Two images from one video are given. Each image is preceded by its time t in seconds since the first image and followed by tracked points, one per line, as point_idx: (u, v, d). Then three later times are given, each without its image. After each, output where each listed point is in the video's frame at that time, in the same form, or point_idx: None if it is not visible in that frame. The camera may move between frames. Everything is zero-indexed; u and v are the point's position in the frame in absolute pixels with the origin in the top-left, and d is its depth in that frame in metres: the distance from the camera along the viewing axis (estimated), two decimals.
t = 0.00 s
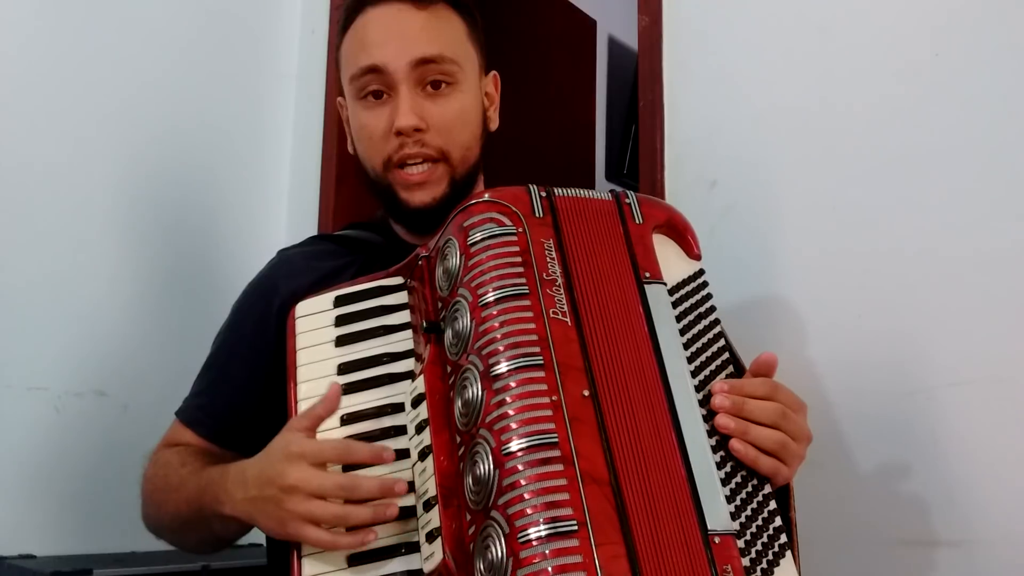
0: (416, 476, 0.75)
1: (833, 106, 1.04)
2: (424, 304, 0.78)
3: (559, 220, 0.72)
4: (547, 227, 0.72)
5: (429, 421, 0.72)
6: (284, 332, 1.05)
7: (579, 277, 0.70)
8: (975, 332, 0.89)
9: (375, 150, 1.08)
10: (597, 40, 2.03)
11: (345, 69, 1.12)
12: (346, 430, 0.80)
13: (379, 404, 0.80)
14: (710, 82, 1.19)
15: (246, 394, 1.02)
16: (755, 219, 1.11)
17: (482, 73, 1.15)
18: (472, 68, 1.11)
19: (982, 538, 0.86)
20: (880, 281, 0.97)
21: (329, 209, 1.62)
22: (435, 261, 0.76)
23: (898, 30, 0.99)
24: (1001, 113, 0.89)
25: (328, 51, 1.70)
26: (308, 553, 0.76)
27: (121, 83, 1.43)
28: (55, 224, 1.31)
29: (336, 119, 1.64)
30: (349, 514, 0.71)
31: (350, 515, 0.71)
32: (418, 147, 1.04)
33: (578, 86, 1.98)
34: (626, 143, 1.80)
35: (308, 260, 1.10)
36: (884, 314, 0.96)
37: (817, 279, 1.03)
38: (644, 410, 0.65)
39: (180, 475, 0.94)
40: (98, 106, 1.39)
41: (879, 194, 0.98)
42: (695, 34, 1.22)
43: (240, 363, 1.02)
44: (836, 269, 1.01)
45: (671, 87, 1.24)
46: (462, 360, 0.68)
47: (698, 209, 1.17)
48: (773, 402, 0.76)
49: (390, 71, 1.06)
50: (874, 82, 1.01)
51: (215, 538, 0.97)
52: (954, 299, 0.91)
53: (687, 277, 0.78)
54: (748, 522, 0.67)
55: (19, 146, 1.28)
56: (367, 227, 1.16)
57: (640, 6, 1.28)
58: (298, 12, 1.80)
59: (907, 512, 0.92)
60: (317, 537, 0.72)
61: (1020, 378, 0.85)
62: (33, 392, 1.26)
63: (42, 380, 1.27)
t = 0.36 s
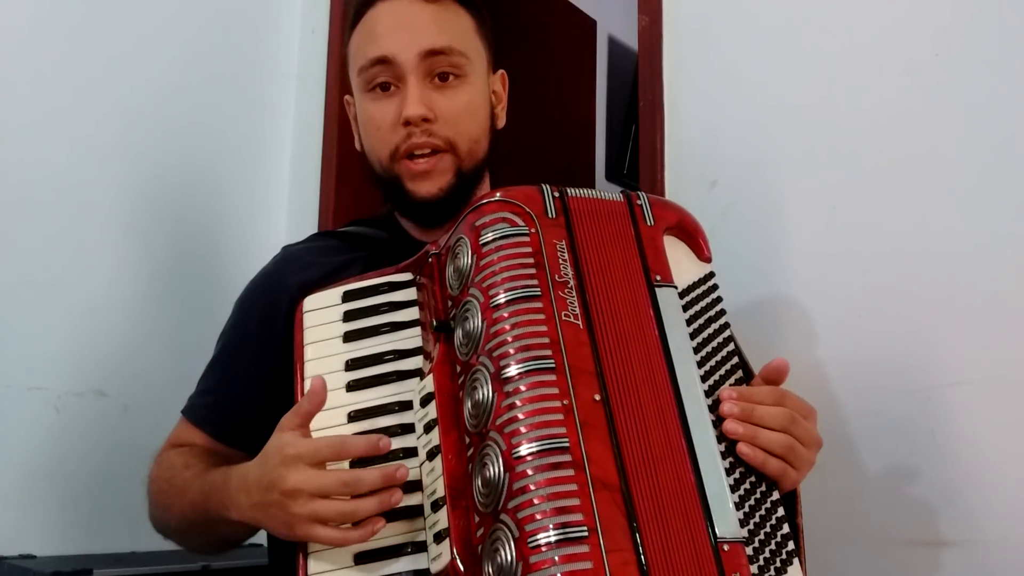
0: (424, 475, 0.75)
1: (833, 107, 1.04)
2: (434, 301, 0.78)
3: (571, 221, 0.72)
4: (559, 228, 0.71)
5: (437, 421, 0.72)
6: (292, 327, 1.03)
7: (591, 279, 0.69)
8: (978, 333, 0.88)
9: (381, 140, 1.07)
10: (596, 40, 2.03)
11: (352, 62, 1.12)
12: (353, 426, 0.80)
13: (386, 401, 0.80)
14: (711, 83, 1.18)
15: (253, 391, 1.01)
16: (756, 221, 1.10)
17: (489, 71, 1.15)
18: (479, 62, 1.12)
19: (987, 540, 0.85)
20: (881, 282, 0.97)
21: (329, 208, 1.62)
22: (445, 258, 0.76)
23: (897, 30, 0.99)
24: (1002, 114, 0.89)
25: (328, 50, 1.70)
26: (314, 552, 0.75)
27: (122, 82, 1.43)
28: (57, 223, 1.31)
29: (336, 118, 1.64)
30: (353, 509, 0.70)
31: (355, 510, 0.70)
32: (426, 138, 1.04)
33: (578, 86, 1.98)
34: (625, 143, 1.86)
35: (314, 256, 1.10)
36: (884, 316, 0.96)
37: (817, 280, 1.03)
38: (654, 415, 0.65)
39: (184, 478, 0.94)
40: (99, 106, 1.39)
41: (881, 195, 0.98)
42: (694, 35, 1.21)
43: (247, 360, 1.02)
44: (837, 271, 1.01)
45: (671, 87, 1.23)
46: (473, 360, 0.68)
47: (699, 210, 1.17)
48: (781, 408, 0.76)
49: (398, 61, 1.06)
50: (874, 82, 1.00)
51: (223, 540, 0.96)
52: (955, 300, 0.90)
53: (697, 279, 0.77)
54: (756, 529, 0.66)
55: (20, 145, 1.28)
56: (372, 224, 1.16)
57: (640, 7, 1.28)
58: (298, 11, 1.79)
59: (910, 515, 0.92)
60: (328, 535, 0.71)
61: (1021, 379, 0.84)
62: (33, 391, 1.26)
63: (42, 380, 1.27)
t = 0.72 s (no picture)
0: (422, 482, 0.75)
1: (833, 109, 1.04)
2: (432, 307, 0.78)
3: (571, 227, 0.72)
4: (559, 234, 0.71)
5: (436, 429, 0.72)
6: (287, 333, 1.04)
7: (591, 286, 0.69)
8: (980, 335, 0.88)
9: (385, 134, 1.07)
10: (596, 40, 2.03)
11: (358, 58, 1.13)
12: (350, 432, 0.79)
13: (383, 407, 0.80)
14: (710, 84, 1.18)
15: (250, 391, 1.02)
16: (756, 222, 1.10)
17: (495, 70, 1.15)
18: (486, 60, 1.12)
19: (989, 542, 0.85)
20: (882, 284, 0.96)
21: (329, 207, 1.62)
22: (444, 263, 0.76)
23: (897, 31, 0.98)
24: (1002, 114, 0.89)
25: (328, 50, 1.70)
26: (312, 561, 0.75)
27: (122, 83, 1.43)
28: (58, 223, 1.31)
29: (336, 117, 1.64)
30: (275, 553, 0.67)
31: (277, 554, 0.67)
32: (430, 131, 1.03)
33: (578, 85, 1.98)
34: (626, 144, 1.92)
35: (313, 257, 1.10)
36: (885, 319, 0.96)
37: (818, 283, 1.02)
38: (654, 424, 0.64)
39: (178, 482, 0.92)
40: (100, 107, 1.39)
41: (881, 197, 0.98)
42: (694, 36, 1.21)
43: (245, 360, 1.02)
44: (837, 273, 1.01)
45: (671, 88, 1.23)
46: (472, 368, 0.67)
47: (699, 211, 1.17)
48: (780, 415, 0.75)
49: (404, 55, 1.06)
50: (874, 84, 1.00)
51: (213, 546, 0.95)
52: (955, 302, 0.90)
53: (697, 283, 0.77)
54: (756, 538, 0.66)
55: (20, 145, 1.28)
56: (373, 223, 1.16)
57: (640, 7, 1.27)
58: (298, 10, 1.79)
59: (911, 520, 0.91)
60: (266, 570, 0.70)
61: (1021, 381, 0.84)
62: (33, 392, 1.25)
63: (42, 380, 1.27)
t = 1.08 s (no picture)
0: (422, 482, 0.75)
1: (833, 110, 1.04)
2: (433, 308, 0.78)
3: (571, 227, 0.72)
4: (558, 234, 0.71)
5: (436, 429, 0.72)
6: (286, 337, 1.04)
7: (590, 286, 0.69)
8: (981, 334, 0.88)
9: (381, 142, 1.07)
10: (596, 41, 2.03)
11: (355, 61, 1.12)
12: (351, 432, 0.80)
13: (384, 407, 0.80)
14: (710, 84, 1.18)
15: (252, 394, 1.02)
16: (755, 223, 1.10)
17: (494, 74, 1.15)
18: (484, 66, 1.11)
19: (992, 540, 0.85)
20: (881, 285, 0.96)
21: (330, 207, 1.62)
22: (444, 264, 0.76)
23: (896, 32, 0.98)
24: (1001, 115, 0.89)
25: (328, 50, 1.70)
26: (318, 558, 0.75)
27: (123, 84, 1.43)
28: (59, 224, 1.31)
29: (337, 117, 1.64)
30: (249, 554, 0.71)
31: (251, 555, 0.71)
32: (425, 142, 1.03)
33: (578, 86, 1.98)
34: (625, 144, 1.91)
35: (311, 262, 1.10)
36: (884, 319, 0.96)
37: (818, 284, 1.02)
38: (653, 424, 0.64)
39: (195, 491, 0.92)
40: (101, 109, 1.39)
41: (882, 197, 0.97)
42: (694, 36, 1.21)
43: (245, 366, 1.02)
44: (837, 274, 1.01)
45: (671, 89, 1.23)
46: (471, 368, 0.67)
47: (699, 211, 1.17)
48: (781, 417, 0.75)
49: (401, 63, 1.06)
50: (874, 83, 1.00)
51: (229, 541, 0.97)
52: (955, 303, 0.90)
53: (699, 285, 0.77)
54: (756, 539, 0.66)
55: (21, 146, 1.28)
56: (371, 227, 1.16)
57: (640, 7, 1.27)
58: (298, 10, 1.80)
59: (912, 521, 0.91)
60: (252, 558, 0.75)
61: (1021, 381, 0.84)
62: (33, 392, 1.26)
63: (42, 380, 1.27)
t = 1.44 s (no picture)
0: (423, 482, 0.75)
1: (834, 110, 1.03)
2: (435, 307, 0.77)
3: (573, 227, 0.71)
4: (561, 233, 0.71)
5: (437, 428, 0.72)
6: (284, 338, 1.04)
7: (593, 286, 0.69)
8: (984, 333, 0.87)
9: (380, 144, 1.07)
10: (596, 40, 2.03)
11: (355, 61, 1.12)
12: (352, 431, 0.79)
13: (386, 406, 0.79)
14: (711, 84, 1.18)
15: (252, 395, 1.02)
16: (757, 222, 1.10)
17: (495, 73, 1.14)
18: (485, 66, 1.11)
19: (996, 540, 0.84)
20: (883, 286, 0.96)
21: (330, 206, 1.62)
22: (446, 263, 0.76)
23: (897, 32, 0.98)
24: (1002, 115, 0.88)
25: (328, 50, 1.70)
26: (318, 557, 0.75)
27: (124, 84, 1.43)
28: (59, 224, 1.31)
29: (337, 116, 1.64)
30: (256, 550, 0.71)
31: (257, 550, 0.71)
32: (424, 145, 1.03)
33: (578, 86, 1.98)
34: (625, 143, 1.86)
35: (311, 264, 1.10)
36: (885, 320, 0.95)
37: (819, 285, 1.02)
38: (656, 425, 0.64)
39: (192, 490, 0.91)
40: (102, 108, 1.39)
41: (884, 197, 0.97)
42: (694, 36, 1.21)
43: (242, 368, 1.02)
44: (838, 275, 1.00)
45: (671, 88, 1.23)
46: (473, 368, 0.67)
47: (700, 211, 1.16)
48: (784, 419, 0.75)
49: (401, 63, 1.06)
50: (875, 83, 1.00)
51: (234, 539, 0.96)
52: (956, 304, 0.90)
53: (703, 286, 0.77)
54: (758, 541, 0.66)
55: (21, 146, 1.28)
56: (371, 228, 1.16)
57: (640, 7, 1.27)
58: (298, 10, 1.79)
59: (914, 522, 0.91)
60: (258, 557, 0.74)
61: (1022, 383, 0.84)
62: (33, 392, 1.25)
63: (42, 380, 1.27)
